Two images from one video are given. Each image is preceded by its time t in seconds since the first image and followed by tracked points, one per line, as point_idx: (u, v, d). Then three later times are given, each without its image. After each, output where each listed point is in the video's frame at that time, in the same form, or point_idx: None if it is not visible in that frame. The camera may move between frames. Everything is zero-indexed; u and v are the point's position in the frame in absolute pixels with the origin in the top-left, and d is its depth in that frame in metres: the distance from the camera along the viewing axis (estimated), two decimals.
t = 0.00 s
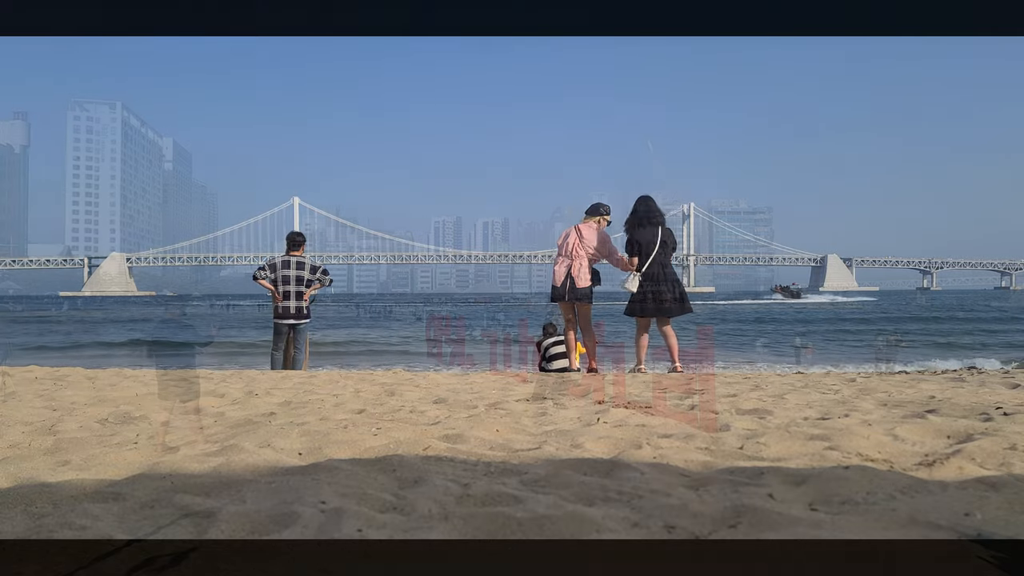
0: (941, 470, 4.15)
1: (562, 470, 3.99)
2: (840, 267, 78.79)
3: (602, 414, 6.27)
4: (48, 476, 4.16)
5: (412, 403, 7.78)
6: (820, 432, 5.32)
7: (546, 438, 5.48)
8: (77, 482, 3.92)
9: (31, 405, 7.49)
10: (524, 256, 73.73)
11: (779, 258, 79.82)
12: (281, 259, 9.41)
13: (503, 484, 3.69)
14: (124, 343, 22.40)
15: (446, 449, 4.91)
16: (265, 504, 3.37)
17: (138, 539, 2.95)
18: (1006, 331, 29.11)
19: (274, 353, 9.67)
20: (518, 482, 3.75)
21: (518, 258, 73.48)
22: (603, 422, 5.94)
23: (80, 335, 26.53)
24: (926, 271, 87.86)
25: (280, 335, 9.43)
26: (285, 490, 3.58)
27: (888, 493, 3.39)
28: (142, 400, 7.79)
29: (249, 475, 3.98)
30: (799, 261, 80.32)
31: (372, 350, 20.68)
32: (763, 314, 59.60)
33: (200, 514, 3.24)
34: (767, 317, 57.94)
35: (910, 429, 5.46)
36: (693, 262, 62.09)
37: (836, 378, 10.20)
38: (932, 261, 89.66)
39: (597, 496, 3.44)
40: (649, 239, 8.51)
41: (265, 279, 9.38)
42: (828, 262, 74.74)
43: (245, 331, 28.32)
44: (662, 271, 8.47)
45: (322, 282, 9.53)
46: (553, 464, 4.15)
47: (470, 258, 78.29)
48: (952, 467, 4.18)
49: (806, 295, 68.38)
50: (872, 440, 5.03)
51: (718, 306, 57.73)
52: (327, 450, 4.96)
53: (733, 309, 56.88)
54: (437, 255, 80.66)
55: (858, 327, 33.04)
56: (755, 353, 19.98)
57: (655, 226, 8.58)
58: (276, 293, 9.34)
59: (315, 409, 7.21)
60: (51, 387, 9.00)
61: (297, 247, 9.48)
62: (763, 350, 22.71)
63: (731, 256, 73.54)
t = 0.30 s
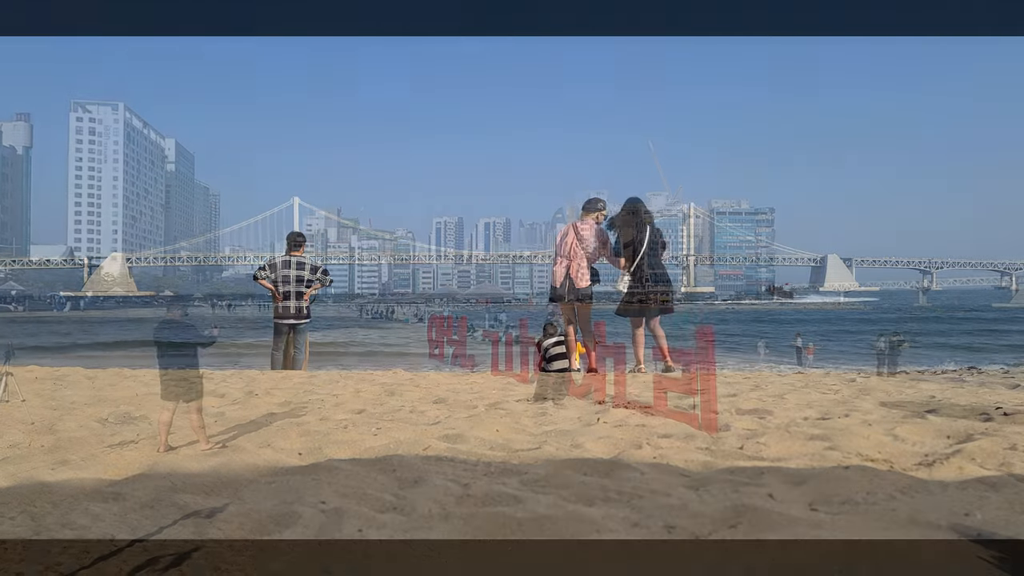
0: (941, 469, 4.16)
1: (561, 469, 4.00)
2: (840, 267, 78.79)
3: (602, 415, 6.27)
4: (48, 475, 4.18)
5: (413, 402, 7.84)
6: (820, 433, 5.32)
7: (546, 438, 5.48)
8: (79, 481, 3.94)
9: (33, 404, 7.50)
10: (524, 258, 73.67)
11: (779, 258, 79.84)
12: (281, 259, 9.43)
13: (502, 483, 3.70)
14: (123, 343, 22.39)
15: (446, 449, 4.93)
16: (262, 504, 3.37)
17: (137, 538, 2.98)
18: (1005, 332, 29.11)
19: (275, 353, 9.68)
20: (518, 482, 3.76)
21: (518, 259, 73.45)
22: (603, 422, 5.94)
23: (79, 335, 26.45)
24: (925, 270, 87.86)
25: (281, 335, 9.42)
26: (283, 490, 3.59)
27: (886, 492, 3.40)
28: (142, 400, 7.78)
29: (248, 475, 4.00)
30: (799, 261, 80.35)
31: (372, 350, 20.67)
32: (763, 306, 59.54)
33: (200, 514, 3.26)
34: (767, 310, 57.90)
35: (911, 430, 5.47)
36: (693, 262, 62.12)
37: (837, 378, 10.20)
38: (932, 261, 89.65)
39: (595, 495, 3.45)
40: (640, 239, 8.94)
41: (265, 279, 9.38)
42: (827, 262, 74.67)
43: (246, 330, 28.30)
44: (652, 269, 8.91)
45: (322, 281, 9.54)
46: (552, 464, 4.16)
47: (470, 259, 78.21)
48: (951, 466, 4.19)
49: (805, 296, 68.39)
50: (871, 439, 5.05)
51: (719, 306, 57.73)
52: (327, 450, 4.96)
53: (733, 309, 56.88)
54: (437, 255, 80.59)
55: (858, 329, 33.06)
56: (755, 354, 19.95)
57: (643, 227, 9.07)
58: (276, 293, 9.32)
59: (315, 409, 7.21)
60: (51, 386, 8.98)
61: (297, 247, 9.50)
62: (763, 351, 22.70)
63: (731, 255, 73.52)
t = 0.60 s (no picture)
0: (864, 507, 4.66)
1: (517, 505, 4.68)
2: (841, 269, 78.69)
3: (587, 421, 6.65)
4: (80, 479, 4.96)
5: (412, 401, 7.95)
6: (784, 449, 5.73)
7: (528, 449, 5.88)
8: (105, 490, 4.72)
9: (35, 403, 7.79)
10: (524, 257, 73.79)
11: (780, 259, 79.72)
12: (281, 259, 9.35)
13: (462, 524, 4.36)
14: (125, 342, 22.73)
15: (428, 462, 5.53)
16: (256, 530, 4.11)
17: (153, 548, 3.75)
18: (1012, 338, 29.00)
19: (276, 351, 9.79)
20: (475, 520, 4.43)
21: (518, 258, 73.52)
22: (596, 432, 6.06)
23: (83, 334, 26.70)
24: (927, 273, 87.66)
25: (281, 335, 9.52)
26: (276, 519, 4.32)
27: (781, 553, 4.00)
28: (145, 402, 8.12)
29: (248, 498, 4.70)
30: (800, 262, 80.26)
31: (373, 350, 20.81)
32: (760, 318, 59.79)
33: (207, 532, 4.03)
34: (764, 321, 57.91)
35: (876, 441, 5.82)
36: (693, 264, 62.07)
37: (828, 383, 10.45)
38: (931, 261, 89.82)
39: (534, 542, 4.11)
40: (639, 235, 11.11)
41: (265, 279, 9.35)
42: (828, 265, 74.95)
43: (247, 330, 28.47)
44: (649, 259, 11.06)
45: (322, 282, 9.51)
46: (511, 496, 4.83)
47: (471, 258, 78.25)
48: (874, 504, 4.69)
49: (805, 298, 68.37)
50: (826, 459, 5.47)
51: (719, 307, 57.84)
52: (320, 463, 5.60)
53: (734, 312, 56.97)
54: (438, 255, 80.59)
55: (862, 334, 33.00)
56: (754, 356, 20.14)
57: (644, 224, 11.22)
58: (276, 294, 9.30)
59: (314, 413, 7.52)
60: (54, 386, 9.19)
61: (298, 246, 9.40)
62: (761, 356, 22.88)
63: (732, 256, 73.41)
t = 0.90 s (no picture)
0: (860, 516, 4.72)
1: (521, 511, 4.69)
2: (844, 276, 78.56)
3: (587, 442, 6.78)
4: (85, 481, 4.99)
5: (404, 415, 8.12)
6: (773, 475, 5.85)
7: (529, 462, 6.00)
8: (110, 492, 4.74)
9: (38, 405, 7.87)
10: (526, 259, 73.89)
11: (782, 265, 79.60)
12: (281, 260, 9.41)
13: (466, 527, 4.38)
14: (126, 344, 22.83)
15: (431, 474, 5.59)
16: (259, 534, 4.10)
17: (157, 551, 3.77)
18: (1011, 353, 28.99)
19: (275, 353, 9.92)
20: (478, 524, 4.44)
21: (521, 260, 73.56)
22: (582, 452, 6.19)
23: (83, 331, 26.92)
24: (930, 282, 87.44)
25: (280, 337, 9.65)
26: (280, 521, 4.32)
27: (785, 557, 4.00)
28: (149, 404, 8.22)
29: (252, 500, 4.72)
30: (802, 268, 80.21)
31: (371, 351, 20.98)
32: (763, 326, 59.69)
33: (211, 534, 4.04)
34: (766, 328, 57.93)
35: (876, 473, 5.90)
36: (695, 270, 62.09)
37: (826, 399, 10.57)
38: (934, 267, 89.60)
39: (538, 544, 4.12)
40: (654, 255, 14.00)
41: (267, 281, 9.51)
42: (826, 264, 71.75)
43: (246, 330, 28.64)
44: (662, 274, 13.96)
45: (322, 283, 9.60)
46: (514, 504, 4.87)
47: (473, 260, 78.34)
48: (878, 516, 4.71)
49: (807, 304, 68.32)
50: (826, 483, 5.54)
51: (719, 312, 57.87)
52: (324, 469, 5.65)
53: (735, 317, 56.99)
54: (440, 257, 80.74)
55: (862, 345, 32.99)
56: (754, 365, 20.23)
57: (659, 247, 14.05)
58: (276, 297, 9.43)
59: (317, 423, 7.65)
60: (54, 386, 9.36)
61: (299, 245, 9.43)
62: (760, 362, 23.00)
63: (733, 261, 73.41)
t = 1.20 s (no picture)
0: (864, 519, 4.73)
1: (524, 514, 4.70)
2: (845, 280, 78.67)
3: (591, 445, 6.81)
4: (90, 483, 5.02)
5: (406, 418, 8.23)
6: (773, 477, 5.89)
7: (532, 465, 6.03)
8: (116, 493, 4.77)
9: (44, 407, 7.92)
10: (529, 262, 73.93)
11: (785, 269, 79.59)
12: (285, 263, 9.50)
13: (470, 530, 4.39)
14: (130, 346, 22.91)
15: (435, 476, 5.61)
16: (263, 536, 4.12)
17: (162, 553, 3.79)
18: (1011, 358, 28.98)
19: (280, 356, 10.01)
20: (482, 527, 4.45)
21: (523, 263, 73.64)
22: (581, 458, 6.27)
23: (86, 335, 27.07)
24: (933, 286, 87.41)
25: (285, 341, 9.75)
26: (284, 523, 4.34)
27: (790, 560, 3.99)
28: (154, 406, 8.27)
29: (256, 502, 4.73)
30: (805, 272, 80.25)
31: (373, 353, 21.10)
32: (766, 330, 59.61)
33: (216, 535, 4.06)
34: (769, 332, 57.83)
35: (880, 477, 5.91)
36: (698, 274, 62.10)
37: (830, 401, 10.61)
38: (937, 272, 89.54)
39: (542, 547, 4.13)
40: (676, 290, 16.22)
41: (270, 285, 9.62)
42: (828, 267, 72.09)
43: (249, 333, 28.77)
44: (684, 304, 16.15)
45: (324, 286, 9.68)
46: (518, 506, 4.88)
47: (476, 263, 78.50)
48: (883, 519, 4.71)
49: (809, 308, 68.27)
50: (830, 487, 5.56)
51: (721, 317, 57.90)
52: (328, 471, 5.67)
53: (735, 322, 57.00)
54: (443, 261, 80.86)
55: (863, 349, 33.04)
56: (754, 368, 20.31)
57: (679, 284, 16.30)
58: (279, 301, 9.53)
59: (322, 425, 7.70)
60: (58, 389, 9.45)
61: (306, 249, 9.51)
62: (763, 366, 23.03)
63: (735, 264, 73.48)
